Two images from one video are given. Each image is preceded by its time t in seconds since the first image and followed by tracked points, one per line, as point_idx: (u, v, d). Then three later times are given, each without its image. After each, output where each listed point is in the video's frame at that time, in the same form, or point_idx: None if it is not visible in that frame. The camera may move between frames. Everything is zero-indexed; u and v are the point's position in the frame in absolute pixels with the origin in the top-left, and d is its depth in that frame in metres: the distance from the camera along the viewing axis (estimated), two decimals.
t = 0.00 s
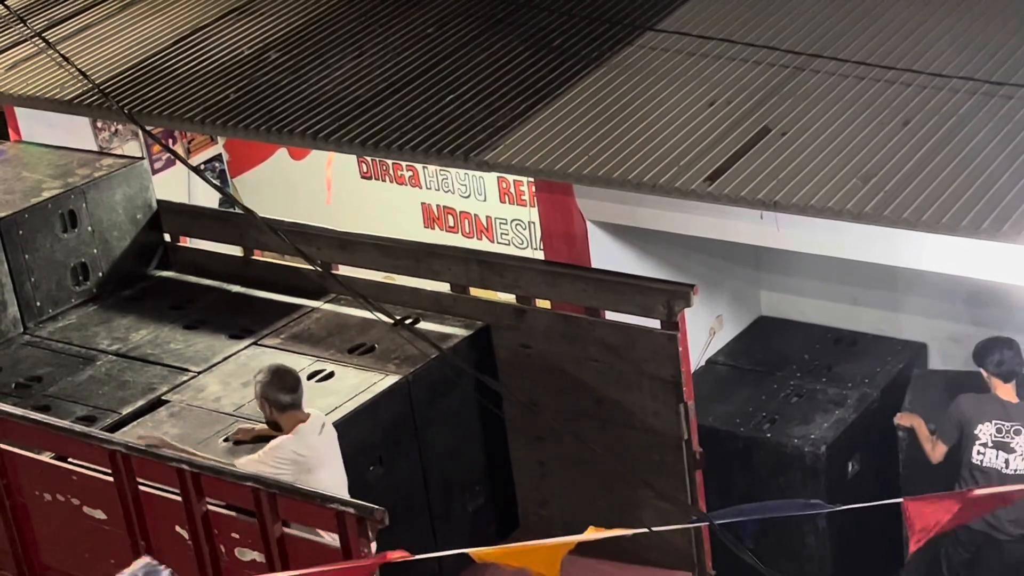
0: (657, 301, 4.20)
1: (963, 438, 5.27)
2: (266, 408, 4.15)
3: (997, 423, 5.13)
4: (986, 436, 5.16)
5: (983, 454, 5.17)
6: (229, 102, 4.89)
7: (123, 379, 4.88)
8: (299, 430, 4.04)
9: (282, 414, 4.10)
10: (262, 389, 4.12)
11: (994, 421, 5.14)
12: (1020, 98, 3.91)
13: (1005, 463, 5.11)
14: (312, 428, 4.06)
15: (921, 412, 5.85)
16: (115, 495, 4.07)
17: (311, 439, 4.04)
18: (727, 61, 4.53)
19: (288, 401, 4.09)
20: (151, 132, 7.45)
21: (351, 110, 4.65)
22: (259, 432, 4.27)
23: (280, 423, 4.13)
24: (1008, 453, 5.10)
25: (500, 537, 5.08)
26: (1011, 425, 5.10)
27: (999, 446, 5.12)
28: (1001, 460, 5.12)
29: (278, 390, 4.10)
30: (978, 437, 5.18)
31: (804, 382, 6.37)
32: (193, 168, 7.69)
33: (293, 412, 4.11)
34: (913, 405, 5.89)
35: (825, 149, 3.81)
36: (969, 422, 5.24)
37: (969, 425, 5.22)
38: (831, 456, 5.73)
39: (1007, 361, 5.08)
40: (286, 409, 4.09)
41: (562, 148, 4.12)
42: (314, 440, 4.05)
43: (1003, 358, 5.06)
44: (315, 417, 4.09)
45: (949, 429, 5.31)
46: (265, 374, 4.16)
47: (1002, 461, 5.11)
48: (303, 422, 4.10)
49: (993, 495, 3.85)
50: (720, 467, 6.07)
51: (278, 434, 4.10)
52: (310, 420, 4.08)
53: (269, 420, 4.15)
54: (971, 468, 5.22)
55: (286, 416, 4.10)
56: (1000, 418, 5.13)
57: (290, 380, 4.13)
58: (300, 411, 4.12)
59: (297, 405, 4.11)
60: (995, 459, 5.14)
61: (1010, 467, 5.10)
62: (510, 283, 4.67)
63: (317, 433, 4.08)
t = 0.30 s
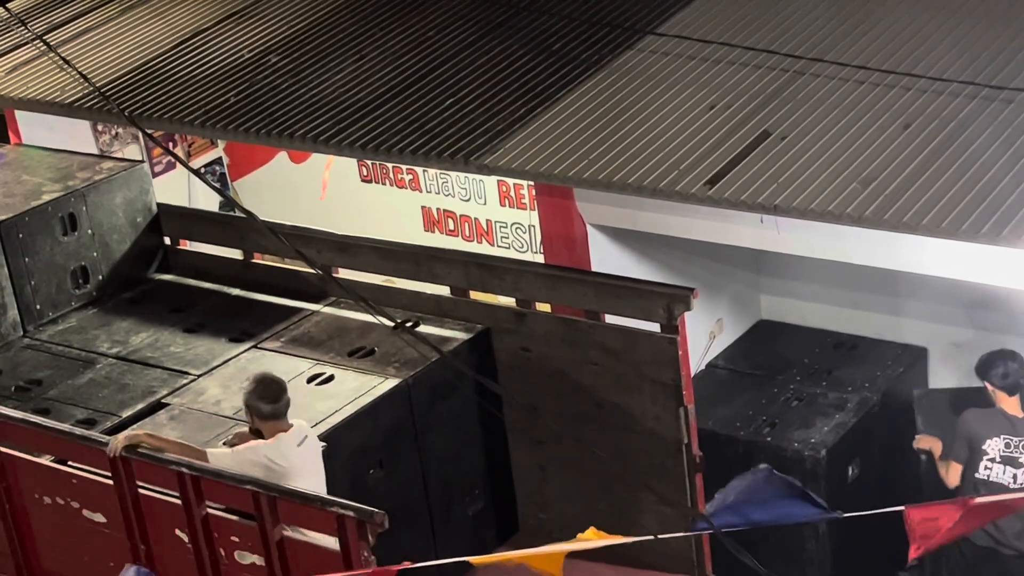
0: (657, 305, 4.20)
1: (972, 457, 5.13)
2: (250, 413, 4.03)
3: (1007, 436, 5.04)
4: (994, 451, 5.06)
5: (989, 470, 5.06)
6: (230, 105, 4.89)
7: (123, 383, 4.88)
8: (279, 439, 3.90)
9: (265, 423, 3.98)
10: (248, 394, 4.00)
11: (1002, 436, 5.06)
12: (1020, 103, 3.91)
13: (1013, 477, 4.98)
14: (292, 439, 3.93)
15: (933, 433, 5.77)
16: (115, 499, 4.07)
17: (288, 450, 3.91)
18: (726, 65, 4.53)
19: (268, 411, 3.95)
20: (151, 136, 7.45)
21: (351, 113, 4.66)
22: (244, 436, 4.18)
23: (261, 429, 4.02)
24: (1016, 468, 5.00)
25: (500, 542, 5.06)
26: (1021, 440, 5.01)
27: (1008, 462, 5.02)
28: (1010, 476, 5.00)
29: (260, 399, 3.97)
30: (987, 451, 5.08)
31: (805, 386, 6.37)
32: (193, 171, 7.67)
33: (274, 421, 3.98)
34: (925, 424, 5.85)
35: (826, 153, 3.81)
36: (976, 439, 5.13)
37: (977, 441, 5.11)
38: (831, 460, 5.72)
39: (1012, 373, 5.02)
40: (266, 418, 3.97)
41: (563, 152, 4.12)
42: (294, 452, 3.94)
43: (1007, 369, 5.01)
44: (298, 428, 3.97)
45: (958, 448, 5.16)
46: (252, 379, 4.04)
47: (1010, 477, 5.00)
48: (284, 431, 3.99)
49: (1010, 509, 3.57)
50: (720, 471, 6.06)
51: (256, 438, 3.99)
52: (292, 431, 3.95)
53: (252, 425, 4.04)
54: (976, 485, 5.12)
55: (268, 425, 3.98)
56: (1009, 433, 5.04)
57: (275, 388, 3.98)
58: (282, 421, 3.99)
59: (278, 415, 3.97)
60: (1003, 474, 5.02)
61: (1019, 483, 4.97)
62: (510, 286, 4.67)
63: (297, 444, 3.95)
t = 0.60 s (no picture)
0: (656, 307, 4.21)
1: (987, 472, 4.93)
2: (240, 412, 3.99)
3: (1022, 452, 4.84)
4: (1010, 467, 4.87)
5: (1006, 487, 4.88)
6: (229, 106, 4.89)
7: (122, 384, 4.88)
8: (269, 440, 3.92)
9: (256, 424, 3.95)
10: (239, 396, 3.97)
11: (1018, 451, 4.86)
12: (1019, 105, 3.92)
13: None
14: (282, 441, 3.94)
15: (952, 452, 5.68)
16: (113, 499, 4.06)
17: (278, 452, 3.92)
18: (725, 67, 4.53)
19: (259, 414, 3.92)
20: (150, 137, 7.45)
21: (350, 114, 4.66)
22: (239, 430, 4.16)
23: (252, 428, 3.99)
24: None
25: (499, 544, 5.06)
26: None
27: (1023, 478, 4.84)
28: None
29: (250, 401, 3.92)
30: (1002, 467, 4.89)
31: (803, 388, 6.38)
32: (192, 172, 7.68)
33: (265, 422, 3.95)
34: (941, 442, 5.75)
35: (825, 155, 3.82)
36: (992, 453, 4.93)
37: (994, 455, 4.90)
38: (830, 462, 5.72)
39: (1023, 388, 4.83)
40: (257, 420, 3.93)
41: (562, 154, 4.12)
42: (283, 453, 3.95)
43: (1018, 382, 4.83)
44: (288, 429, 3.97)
45: (975, 461, 4.96)
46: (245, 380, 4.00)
47: None
48: (275, 432, 3.97)
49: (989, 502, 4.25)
50: (720, 473, 6.06)
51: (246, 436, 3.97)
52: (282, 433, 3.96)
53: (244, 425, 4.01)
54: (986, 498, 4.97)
55: (258, 426, 3.94)
56: None
57: (265, 391, 3.94)
58: (273, 422, 3.96)
59: (269, 418, 3.94)
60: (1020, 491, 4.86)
61: None
62: (509, 288, 4.67)
63: (287, 446, 3.97)
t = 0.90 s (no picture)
0: (655, 307, 4.21)
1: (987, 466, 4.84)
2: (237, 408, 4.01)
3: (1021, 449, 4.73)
4: (1009, 463, 4.77)
5: (1004, 483, 4.79)
6: (228, 105, 4.89)
7: (120, 383, 4.88)
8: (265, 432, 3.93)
9: (250, 419, 3.96)
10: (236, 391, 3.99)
11: (1017, 448, 4.75)
12: (1018, 105, 3.92)
13: None
14: (278, 433, 3.95)
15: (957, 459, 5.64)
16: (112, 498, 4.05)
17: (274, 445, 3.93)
18: (724, 67, 4.53)
19: (254, 408, 3.93)
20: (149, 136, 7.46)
21: (349, 114, 4.66)
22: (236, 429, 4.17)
23: (247, 424, 4.00)
24: None
25: (498, 543, 5.06)
26: None
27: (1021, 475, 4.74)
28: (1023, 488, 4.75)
29: (246, 396, 3.94)
30: (1001, 463, 4.79)
31: (802, 388, 6.38)
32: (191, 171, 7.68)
33: (260, 418, 3.96)
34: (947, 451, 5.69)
35: (824, 155, 3.82)
36: (990, 447, 4.82)
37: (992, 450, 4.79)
38: (829, 462, 5.72)
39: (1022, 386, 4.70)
40: (252, 415, 3.94)
41: (561, 154, 4.12)
42: (279, 445, 3.95)
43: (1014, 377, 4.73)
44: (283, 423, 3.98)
45: (974, 455, 4.84)
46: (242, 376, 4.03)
47: None
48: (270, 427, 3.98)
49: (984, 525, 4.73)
50: (718, 473, 6.06)
51: (240, 432, 3.97)
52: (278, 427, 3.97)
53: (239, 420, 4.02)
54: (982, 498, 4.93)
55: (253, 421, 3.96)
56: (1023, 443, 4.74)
57: (261, 386, 3.96)
58: (268, 418, 3.96)
59: (264, 413, 3.95)
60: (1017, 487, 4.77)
61: None
62: (508, 288, 4.67)
63: (282, 438, 3.97)
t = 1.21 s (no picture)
0: (653, 306, 4.21)
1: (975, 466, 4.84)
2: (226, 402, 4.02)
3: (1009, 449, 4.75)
4: (997, 461, 4.78)
5: (993, 481, 4.79)
6: (226, 104, 4.89)
7: (118, 382, 4.88)
8: (257, 425, 3.95)
9: (240, 412, 3.97)
10: (224, 385, 4.00)
11: (1005, 446, 4.77)
12: (1017, 105, 3.92)
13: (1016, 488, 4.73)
14: (269, 425, 3.98)
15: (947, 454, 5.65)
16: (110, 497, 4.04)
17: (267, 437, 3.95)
18: (723, 66, 4.53)
19: (244, 401, 3.95)
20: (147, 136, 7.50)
21: (347, 113, 4.66)
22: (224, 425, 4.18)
23: (236, 418, 4.01)
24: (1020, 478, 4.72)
25: (495, 542, 5.06)
26: None
27: (1011, 472, 4.74)
28: (1012, 486, 4.75)
29: (235, 389, 3.96)
30: (989, 462, 4.80)
31: (800, 388, 6.38)
32: (189, 171, 7.71)
33: (251, 410, 3.97)
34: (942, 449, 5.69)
35: (822, 155, 3.81)
36: (978, 447, 4.83)
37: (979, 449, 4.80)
38: (827, 461, 5.72)
39: (1011, 389, 4.74)
40: (243, 408, 3.96)
41: (559, 153, 4.12)
42: (271, 438, 3.97)
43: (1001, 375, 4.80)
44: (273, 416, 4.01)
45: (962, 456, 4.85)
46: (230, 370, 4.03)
47: (1013, 487, 4.74)
48: (260, 420, 4.00)
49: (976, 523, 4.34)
50: (716, 472, 6.06)
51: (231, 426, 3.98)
52: (268, 420, 3.99)
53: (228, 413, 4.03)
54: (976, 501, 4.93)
55: (243, 414, 3.97)
56: (1012, 442, 4.75)
57: (250, 378, 3.97)
58: (258, 410, 3.98)
59: (255, 405, 3.97)
60: (1005, 485, 4.77)
61: None
62: (506, 287, 4.66)
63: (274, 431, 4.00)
